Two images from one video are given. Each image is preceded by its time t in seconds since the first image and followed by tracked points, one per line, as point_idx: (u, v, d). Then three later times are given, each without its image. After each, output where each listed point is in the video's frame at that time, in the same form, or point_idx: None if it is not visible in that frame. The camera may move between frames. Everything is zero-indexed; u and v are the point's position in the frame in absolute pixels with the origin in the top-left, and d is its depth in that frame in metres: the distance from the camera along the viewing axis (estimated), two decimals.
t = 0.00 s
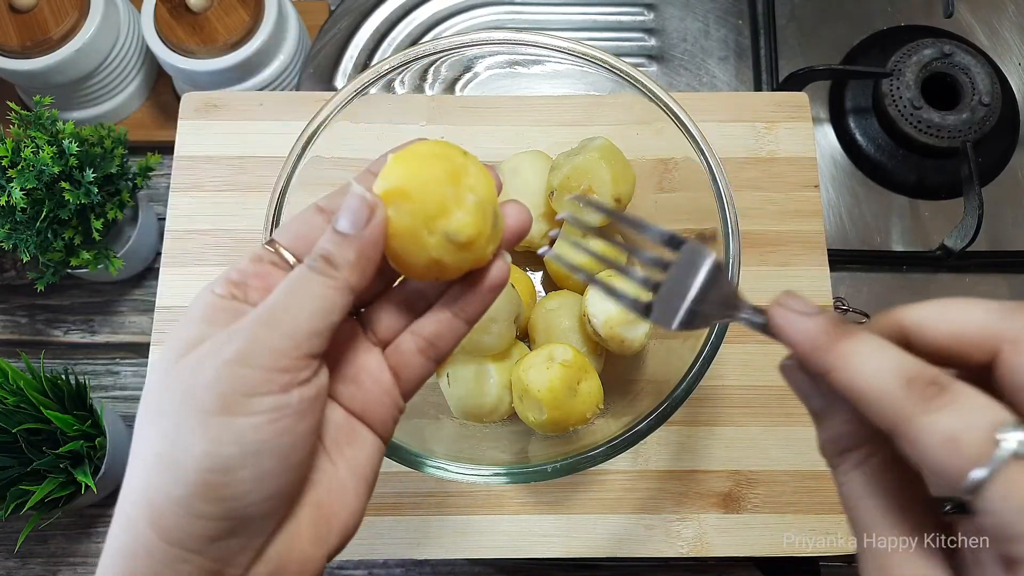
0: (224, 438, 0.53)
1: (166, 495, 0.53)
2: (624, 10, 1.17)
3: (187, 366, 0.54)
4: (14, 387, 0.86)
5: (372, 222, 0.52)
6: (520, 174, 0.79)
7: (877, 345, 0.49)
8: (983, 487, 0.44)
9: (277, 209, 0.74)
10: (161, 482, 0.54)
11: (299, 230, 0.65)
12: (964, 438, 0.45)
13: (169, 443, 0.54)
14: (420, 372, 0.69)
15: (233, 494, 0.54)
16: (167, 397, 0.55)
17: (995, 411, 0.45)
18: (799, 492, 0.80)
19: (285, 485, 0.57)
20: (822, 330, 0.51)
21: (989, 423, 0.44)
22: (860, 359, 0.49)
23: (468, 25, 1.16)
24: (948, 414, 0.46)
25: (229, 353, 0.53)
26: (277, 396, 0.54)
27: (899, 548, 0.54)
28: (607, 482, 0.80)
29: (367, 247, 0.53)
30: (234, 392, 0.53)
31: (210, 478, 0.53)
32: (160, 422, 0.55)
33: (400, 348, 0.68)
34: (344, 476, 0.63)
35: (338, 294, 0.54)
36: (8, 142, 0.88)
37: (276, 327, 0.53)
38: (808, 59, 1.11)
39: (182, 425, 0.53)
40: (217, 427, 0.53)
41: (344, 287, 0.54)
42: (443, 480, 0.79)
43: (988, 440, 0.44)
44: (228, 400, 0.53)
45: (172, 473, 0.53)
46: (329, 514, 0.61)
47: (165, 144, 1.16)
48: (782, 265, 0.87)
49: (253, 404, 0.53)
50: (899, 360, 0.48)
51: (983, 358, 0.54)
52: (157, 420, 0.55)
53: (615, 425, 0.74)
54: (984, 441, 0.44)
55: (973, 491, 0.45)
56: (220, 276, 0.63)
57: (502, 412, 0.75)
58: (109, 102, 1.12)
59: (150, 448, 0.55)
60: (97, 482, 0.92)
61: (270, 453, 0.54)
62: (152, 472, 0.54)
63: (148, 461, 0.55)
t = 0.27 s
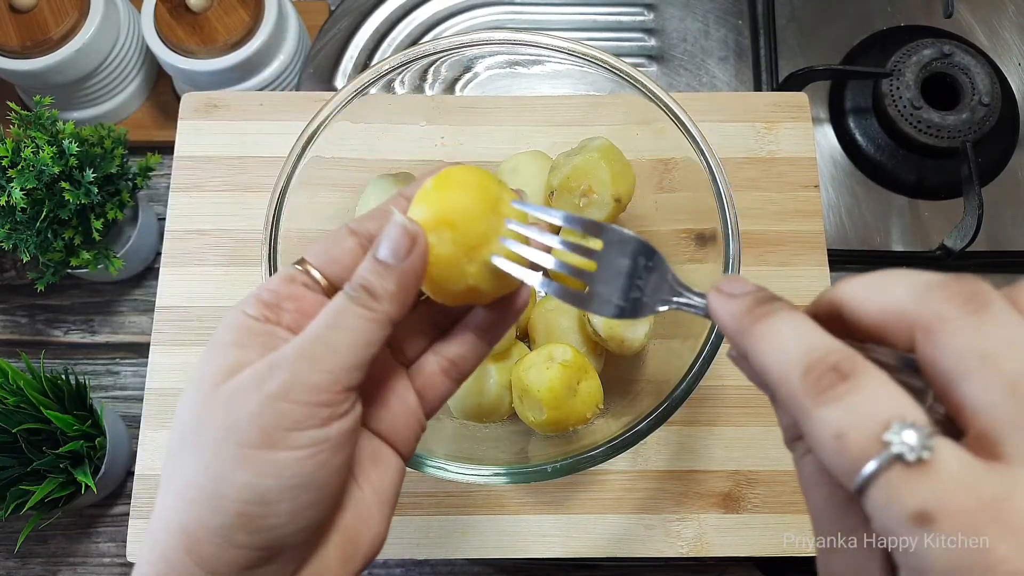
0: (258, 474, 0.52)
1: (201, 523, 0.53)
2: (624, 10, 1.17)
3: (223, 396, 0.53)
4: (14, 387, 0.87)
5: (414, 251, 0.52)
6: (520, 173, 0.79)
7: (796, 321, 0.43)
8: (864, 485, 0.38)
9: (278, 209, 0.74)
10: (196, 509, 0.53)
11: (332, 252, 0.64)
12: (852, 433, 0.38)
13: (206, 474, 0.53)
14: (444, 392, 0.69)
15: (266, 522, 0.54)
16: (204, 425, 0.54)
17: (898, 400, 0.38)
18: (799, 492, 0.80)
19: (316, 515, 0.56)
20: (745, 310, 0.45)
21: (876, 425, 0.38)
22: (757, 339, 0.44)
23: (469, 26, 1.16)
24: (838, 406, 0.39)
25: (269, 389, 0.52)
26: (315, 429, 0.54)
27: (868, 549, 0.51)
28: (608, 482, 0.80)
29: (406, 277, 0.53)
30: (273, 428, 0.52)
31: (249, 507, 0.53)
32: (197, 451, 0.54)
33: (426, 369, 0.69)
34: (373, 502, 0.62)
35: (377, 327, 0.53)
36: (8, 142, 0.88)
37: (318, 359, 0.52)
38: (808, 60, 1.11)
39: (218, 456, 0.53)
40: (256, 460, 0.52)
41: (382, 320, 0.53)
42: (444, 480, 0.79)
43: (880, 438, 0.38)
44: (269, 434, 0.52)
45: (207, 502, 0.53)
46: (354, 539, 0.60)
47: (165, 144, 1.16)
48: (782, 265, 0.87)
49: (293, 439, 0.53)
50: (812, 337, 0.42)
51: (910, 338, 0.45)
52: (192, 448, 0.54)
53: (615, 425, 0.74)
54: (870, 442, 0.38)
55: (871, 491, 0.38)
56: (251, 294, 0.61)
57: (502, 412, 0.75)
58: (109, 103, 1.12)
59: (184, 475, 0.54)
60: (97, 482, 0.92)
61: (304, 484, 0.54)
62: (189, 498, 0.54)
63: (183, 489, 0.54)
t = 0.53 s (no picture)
0: (234, 440, 0.53)
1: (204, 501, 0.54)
2: (624, 10, 1.17)
3: (193, 369, 0.55)
4: (15, 387, 0.87)
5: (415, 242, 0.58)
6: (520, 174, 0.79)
7: (950, 387, 0.62)
8: None
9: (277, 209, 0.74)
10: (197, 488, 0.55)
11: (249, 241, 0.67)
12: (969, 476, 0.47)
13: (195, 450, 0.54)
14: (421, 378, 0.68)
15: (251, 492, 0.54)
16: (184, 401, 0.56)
17: (973, 418, 0.61)
18: (798, 492, 0.80)
19: (294, 491, 0.54)
20: (893, 350, 0.65)
21: None
22: (922, 396, 0.63)
23: (469, 26, 1.16)
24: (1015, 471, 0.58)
25: (211, 351, 0.55)
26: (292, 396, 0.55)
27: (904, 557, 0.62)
28: (607, 482, 0.80)
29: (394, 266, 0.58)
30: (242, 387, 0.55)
31: (237, 476, 0.54)
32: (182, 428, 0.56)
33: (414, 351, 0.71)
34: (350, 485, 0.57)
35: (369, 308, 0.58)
36: (9, 142, 0.88)
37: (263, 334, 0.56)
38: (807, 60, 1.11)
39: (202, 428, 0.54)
40: (262, 415, 0.54)
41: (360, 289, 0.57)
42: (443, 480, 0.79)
43: None
44: (242, 397, 0.54)
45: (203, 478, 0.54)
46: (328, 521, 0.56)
47: (164, 144, 1.16)
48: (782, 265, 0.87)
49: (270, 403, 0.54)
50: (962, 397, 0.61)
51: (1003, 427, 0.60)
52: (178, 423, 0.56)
53: (615, 426, 0.74)
54: None
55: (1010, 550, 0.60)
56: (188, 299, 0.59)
57: (502, 412, 0.75)
58: (109, 102, 1.12)
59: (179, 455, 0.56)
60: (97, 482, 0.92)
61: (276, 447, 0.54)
62: (187, 479, 0.55)
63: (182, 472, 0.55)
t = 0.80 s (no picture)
0: (301, 454, 0.47)
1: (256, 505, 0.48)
2: (623, 11, 1.17)
3: (256, 363, 0.47)
4: (14, 387, 0.87)
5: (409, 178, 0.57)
6: (519, 174, 0.79)
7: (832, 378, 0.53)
8: (871, 497, 0.50)
9: (277, 209, 0.74)
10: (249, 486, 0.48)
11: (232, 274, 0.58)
12: (868, 467, 0.50)
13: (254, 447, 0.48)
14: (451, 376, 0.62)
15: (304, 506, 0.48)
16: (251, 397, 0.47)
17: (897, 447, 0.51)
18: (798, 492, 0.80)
19: (364, 510, 0.49)
20: (790, 358, 0.54)
21: (886, 459, 0.50)
22: (807, 386, 0.53)
23: (469, 26, 1.16)
24: (863, 445, 0.51)
25: (307, 346, 0.47)
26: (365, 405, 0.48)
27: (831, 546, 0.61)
28: (607, 482, 0.80)
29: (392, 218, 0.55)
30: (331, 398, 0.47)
31: (302, 486, 0.47)
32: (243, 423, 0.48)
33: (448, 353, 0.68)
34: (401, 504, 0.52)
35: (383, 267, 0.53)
36: (8, 142, 0.88)
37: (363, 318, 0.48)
38: (807, 60, 1.11)
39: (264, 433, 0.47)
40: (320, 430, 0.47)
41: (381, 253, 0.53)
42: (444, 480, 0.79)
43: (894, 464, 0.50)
44: (315, 406, 0.46)
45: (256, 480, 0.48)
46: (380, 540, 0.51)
47: (165, 144, 1.16)
48: (782, 265, 0.87)
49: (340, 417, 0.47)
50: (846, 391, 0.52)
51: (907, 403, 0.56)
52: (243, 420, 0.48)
53: (614, 426, 0.74)
54: (882, 469, 0.50)
55: (885, 531, 0.51)
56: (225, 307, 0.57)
57: (502, 412, 0.75)
58: (109, 103, 1.12)
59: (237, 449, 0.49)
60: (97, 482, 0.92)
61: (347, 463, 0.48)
62: (245, 479, 0.48)
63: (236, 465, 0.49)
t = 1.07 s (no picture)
0: (292, 456, 0.52)
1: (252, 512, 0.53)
2: (623, 11, 1.17)
3: (240, 368, 0.55)
4: (14, 387, 0.87)
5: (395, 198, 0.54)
6: (519, 174, 0.79)
7: (849, 382, 0.69)
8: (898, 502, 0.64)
9: (277, 209, 0.74)
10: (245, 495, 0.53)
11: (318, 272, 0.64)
12: (899, 467, 0.64)
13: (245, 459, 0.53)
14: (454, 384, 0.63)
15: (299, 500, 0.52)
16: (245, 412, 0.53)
17: (924, 452, 0.65)
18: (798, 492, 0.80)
19: (333, 505, 0.53)
20: (811, 360, 0.72)
21: (912, 461, 0.64)
22: (826, 390, 0.69)
23: (469, 26, 1.16)
24: (890, 449, 0.65)
25: (281, 346, 0.57)
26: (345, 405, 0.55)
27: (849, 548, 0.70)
28: (607, 482, 0.80)
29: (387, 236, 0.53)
30: (305, 408, 0.54)
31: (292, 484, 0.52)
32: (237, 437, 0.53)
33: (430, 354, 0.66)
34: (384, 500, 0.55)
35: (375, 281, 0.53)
36: (9, 142, 0.89)
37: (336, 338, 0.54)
38: (807, 60, 1.11)
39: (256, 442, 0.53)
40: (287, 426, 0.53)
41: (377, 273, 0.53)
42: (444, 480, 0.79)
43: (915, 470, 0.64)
44: (279, 403, 0.53)
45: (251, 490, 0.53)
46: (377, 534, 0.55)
47: (165, 144, 1.16)
48: (782, 265, 0.87)
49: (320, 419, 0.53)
50: (866, 398, 0.68)
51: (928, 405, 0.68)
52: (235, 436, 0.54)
53: (614, 426, 0.74)
54: (907, 469, 0.64)
55: (898, 502, 0.64)
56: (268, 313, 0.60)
57: (502, 411, 0.75)
58: (109, 103, 1.12)
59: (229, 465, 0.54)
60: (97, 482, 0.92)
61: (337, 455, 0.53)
62: (229, 471, 0.54)
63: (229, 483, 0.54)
